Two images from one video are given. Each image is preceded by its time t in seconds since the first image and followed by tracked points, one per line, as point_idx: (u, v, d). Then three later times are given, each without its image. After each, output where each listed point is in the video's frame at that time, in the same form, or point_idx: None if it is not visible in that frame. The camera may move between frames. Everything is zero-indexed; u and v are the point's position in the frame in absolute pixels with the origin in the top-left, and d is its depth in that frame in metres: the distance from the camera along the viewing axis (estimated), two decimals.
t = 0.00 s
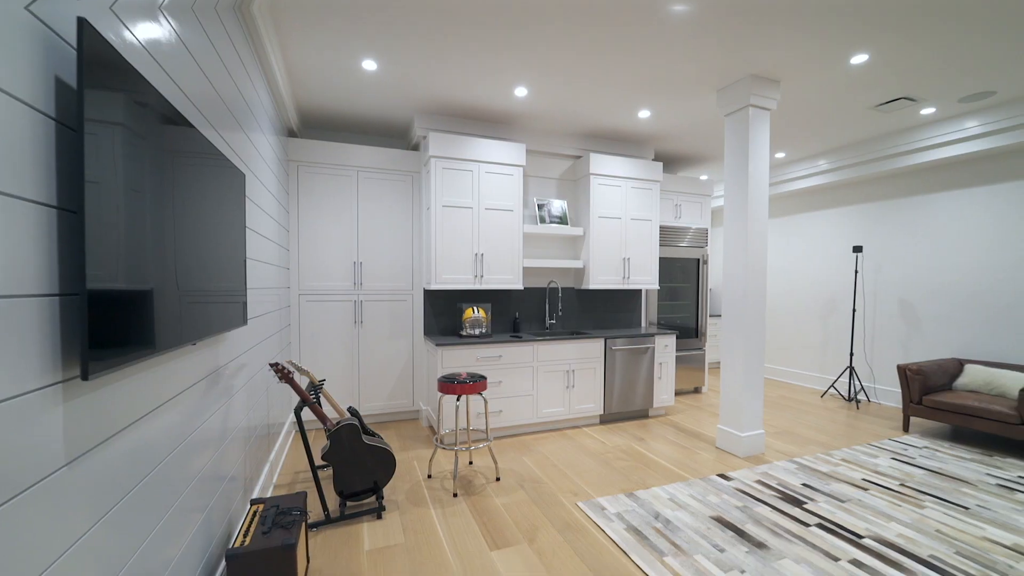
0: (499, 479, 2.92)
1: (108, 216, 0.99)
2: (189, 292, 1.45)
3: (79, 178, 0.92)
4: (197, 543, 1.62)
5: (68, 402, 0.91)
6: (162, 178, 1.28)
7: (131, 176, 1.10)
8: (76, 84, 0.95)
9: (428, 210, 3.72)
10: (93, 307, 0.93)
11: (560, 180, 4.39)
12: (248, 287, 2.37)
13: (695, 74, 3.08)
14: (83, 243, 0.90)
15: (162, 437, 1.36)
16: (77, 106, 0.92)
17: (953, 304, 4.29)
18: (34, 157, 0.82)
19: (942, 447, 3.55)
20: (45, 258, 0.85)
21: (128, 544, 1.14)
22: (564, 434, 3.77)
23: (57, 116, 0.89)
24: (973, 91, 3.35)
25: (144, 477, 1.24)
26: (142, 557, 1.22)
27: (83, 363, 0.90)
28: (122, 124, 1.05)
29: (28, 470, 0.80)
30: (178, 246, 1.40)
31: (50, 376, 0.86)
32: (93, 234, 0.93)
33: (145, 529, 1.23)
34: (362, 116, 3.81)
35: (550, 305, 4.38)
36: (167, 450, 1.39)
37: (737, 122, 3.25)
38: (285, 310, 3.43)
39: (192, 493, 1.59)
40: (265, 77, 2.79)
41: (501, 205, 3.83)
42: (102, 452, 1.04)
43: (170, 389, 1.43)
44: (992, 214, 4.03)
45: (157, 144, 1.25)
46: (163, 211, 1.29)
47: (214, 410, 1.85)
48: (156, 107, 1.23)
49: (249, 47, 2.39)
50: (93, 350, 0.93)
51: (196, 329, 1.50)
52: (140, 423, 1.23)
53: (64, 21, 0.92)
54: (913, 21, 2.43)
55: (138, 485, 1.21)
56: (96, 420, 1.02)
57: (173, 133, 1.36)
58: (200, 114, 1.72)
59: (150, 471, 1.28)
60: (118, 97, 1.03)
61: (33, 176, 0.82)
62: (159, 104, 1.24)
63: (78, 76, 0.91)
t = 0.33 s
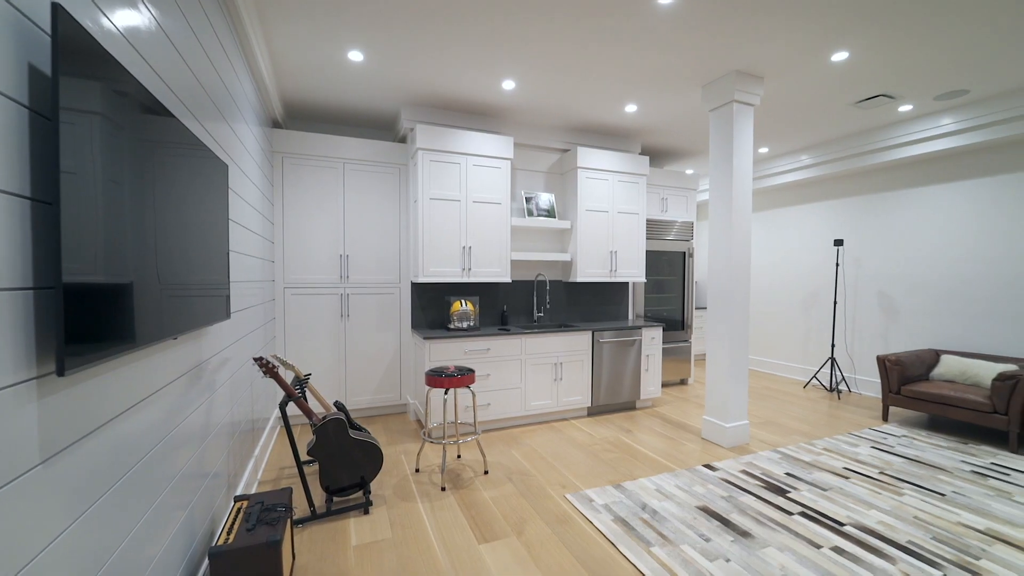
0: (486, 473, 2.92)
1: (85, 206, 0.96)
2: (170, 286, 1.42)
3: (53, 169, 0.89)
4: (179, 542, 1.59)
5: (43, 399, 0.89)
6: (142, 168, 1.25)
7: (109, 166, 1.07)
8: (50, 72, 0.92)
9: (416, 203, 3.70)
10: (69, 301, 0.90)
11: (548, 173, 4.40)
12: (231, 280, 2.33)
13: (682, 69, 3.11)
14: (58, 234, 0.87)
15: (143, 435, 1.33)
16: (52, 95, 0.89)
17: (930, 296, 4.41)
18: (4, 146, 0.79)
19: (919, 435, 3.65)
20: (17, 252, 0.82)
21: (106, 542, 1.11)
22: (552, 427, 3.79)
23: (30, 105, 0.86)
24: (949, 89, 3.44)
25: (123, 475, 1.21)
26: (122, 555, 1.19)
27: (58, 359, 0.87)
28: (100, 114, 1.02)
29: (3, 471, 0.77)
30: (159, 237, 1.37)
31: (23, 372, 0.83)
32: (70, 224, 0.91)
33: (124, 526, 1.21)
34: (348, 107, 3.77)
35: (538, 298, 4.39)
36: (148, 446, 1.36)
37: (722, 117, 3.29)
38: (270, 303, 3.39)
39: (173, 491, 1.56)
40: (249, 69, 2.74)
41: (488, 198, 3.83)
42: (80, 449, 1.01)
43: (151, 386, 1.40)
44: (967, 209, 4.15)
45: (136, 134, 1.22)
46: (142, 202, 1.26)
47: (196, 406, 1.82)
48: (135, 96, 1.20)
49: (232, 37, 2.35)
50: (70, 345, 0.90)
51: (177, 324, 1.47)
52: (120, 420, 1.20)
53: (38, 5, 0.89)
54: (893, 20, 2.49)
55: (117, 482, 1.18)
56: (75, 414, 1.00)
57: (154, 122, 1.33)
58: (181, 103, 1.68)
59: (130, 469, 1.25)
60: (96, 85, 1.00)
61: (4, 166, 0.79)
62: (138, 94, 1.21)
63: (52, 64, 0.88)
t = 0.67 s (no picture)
0: (476, 473, 2.91)
1: (63, 204, 0.94)
2: (153, 287, 1.40)
3: (29, 167, 0.86)
4: (162, 547, 1.56)
5: (18, 404, 0.86)
6: (124, 165, 1.23)
7: (89, 164, 1.05)
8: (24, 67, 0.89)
9: (404, 202, 3.68)
10: (46, 303, 0.88)
11: (537, 174, 4.40)
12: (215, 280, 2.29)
13: (670, 71, 3.13)
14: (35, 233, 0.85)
15: (125, 438, 1.31)
16: (28, 91, 0.86)
17: (910, 295, 4.51)
18: None
19: (900, 432, 3.73)
20: None
21: (87, 550, 1.08)
22: (541, 427, 3.79)
23: (4, 101, 0.84)
24: (927, 93, 3.53)
25: (105, 478, 1.18)
26: (102, 561, 1.16)
27: (35, 362, 0.85)
28: (79, 110, 1.00)
29: None
30: (141, 236, 1.34)
31: None
32: (47, 223, 0.89)
33: (105, 532, 1.17)
34: (335, 106, 3.73)
35: (527, 297, 4.39)
36: (129, 450, 1.33)
37: (708, 118, 3.33)
38: (255, 304, 3.34)
39: (156, 495, 1.52)
40: (233, 66, 2.69)
41: (477, 198, 3.82)
42: (59, 452, 0.99)
43: (133, 388, 1.37)
44: (945, 210, 4.27)
45: (117, 131, 1.19)
46: (124, 200, 1.23)
47: (180, 408, 1.78)
48: (116, 93, 1.17)
49: (216, 32, 2.31)
50: (47, 348, 0.88)
51: (160, 326, 1.44)
52: (101, 422, 1.18)
53: None
54: (874, 25, 2.54)
55: (97, 488, 1.15)
56: (53, 417, 0.97)
57: (135, 120, 1.30)
58: (163, 100, 1.65)
59: (112, 472, 1.23)
60: (74, 81, 0.98)
61: None
62: (119, 90, 1.19)
63: (28, 59, 0.86)
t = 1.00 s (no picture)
0: (464, 474, 2.90)
1: (38, 201, 0.91)
2: (134, 287, 1.37)
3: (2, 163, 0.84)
4: (143, 553, 1.52)
5: None
6: (102, 162, 1.19)
7: (66, 161, 1.02)
8: None
9: (391, 202, 3.65)
10: (20, 303, 0.85)
11: (525, 174, 4.41)
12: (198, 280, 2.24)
13: (657, 72, 3.16)
14: (8, 231, 0.82)
15: (104, 442, 1.27)
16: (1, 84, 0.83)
17: (889, 294, 4.63)
18: None
19: (880, 428, 3.82)
20: None
21: (64, 556, 1.06)
22: (530, 427, 3.80)
23: None
24: (905, 98, 3.62)
25: (82, 484, 1.15)
26: (81, 568, 1.13)
27: (8, 364, 0.82)
28: (55, 106, 0.97)
29: None
30: (121, 236, 1.31)
31: None
32: (22, 221, 0.86)
33: (83, 537, 1.14)
34: (321, 104, 3.69)
35: (515, 297, 4.40)
36: (108, 453, 1.30)
37: (694, 120, 3.37)
38: (239, 304, 3.29)
39: (137, 500, 1.49)
40: (217, 63, 2.65)
41: (465, 198, 3.81)
42: (33, 459, 0.95)
43: (112, 390, 1.33)
44: (922, 211, 4.39)
45: (95, 127, 1.16)
46: (102, 197, 1.20)
47: (161, 411, 1.75)
48: (94, 88, 1.15)
49: (198, 28, 2.26)
50: (21, 350, 0.85)
51: (141, 326, 1.41)
52: (78, 426, 1.15)
53: None
54: (855, 30, 2.60)
55: (75, 492, 1.12)
56: (29, 420, 0.94)
57: (115, 117, 1.27)
58: (143, 96, 1.61)
59: (91, 477, 1.19)
60: (50, 75, 0.95)
61: None
62: (98, 86, 1.16)
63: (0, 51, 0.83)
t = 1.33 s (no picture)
0: (452, 474, 2.89)
1: (12, 200, 0.88)
2: (112, 287, 1.33)
3: None
4: (122, 560, 1.49)
5: None
6: (79, 159, 1.16)
7: (41, 159, 0.99)
8: None
9: (378, 202, 3.62)
10: None
11: (512, 174, 4.41)
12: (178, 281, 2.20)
13: (642, 74, 3.19)
14: None
15: (81, 447, 1.24)
16: None
17: (867, 293, 4.75)
18: None
19: (860, 424, 3.91)
20: None
21: (41, 564, 1.03)
22: (518, 427, 3.80)
23: None
24: (882, 102, 3.72)
25: (57, 490, 1.11)
26: None
27: None
28: (29, 102, 0.95)
29: None
30: (98, 236, 1.27)
31: None
32: None
33: (60, 544, 1.11)
34: (306, 102, 3.65)
35: (503, 298, 4.39)
36: (85, 458, 1.26)
37: (679, 122, 3.41)
38: (221, 305, 3.22)
39: (116, 506, 1.46)
40: (198, 59, 2.59)
41: (452, 198, 3.79)
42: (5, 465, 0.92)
43: (89, 393, 1.30)
44: (898, 213, 4.51)
45: (71, 124, 1.13)
46: (78, 195, 1.17)
47: (141, 415, 1.71)
48: (70, 84, 1.12)
49: (179, 23, 2.22)
50: None
51: (119, 326, 1.37)
52: (53, 430, 1.11)
53: None
54: (834, 35, 2.65)
55: (52, 498, 1.09)
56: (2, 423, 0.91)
57: (92, 113, 1.24)
58: (121, 92, 1.57)
59: (66, 482, 1.16)
60: (23, 69, 0.93)
61: None
62: (74, 81, 1.13)
63: None
